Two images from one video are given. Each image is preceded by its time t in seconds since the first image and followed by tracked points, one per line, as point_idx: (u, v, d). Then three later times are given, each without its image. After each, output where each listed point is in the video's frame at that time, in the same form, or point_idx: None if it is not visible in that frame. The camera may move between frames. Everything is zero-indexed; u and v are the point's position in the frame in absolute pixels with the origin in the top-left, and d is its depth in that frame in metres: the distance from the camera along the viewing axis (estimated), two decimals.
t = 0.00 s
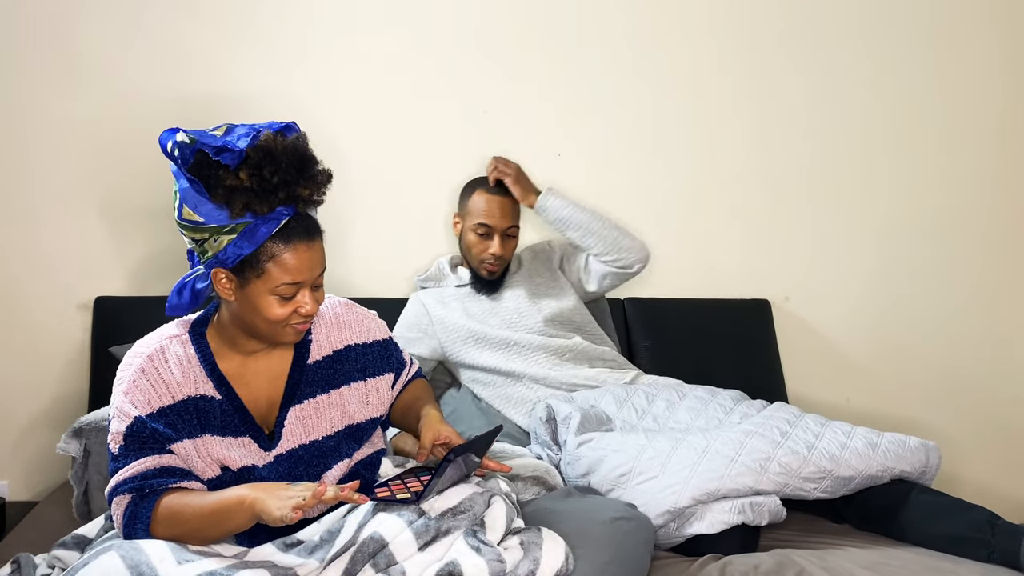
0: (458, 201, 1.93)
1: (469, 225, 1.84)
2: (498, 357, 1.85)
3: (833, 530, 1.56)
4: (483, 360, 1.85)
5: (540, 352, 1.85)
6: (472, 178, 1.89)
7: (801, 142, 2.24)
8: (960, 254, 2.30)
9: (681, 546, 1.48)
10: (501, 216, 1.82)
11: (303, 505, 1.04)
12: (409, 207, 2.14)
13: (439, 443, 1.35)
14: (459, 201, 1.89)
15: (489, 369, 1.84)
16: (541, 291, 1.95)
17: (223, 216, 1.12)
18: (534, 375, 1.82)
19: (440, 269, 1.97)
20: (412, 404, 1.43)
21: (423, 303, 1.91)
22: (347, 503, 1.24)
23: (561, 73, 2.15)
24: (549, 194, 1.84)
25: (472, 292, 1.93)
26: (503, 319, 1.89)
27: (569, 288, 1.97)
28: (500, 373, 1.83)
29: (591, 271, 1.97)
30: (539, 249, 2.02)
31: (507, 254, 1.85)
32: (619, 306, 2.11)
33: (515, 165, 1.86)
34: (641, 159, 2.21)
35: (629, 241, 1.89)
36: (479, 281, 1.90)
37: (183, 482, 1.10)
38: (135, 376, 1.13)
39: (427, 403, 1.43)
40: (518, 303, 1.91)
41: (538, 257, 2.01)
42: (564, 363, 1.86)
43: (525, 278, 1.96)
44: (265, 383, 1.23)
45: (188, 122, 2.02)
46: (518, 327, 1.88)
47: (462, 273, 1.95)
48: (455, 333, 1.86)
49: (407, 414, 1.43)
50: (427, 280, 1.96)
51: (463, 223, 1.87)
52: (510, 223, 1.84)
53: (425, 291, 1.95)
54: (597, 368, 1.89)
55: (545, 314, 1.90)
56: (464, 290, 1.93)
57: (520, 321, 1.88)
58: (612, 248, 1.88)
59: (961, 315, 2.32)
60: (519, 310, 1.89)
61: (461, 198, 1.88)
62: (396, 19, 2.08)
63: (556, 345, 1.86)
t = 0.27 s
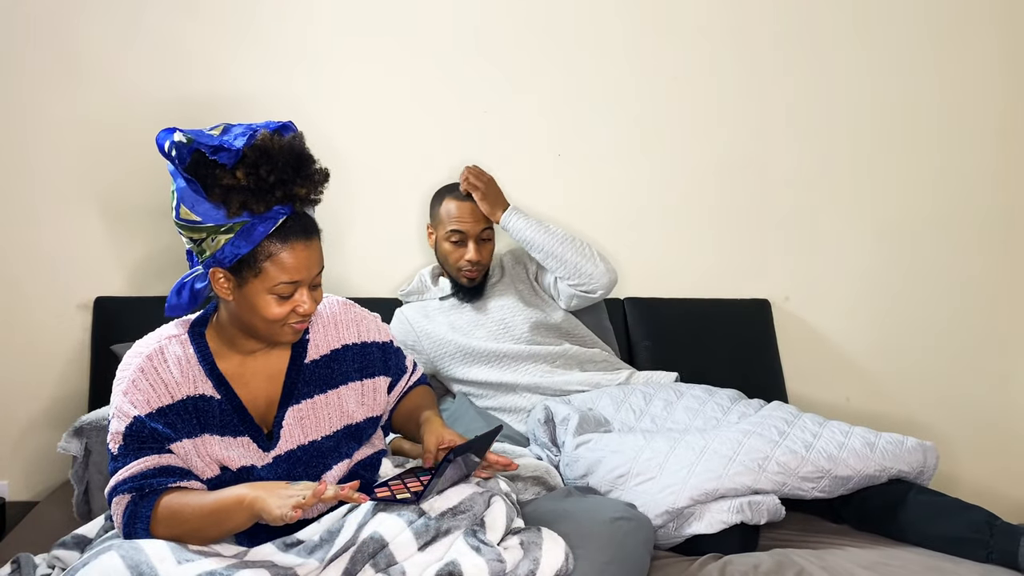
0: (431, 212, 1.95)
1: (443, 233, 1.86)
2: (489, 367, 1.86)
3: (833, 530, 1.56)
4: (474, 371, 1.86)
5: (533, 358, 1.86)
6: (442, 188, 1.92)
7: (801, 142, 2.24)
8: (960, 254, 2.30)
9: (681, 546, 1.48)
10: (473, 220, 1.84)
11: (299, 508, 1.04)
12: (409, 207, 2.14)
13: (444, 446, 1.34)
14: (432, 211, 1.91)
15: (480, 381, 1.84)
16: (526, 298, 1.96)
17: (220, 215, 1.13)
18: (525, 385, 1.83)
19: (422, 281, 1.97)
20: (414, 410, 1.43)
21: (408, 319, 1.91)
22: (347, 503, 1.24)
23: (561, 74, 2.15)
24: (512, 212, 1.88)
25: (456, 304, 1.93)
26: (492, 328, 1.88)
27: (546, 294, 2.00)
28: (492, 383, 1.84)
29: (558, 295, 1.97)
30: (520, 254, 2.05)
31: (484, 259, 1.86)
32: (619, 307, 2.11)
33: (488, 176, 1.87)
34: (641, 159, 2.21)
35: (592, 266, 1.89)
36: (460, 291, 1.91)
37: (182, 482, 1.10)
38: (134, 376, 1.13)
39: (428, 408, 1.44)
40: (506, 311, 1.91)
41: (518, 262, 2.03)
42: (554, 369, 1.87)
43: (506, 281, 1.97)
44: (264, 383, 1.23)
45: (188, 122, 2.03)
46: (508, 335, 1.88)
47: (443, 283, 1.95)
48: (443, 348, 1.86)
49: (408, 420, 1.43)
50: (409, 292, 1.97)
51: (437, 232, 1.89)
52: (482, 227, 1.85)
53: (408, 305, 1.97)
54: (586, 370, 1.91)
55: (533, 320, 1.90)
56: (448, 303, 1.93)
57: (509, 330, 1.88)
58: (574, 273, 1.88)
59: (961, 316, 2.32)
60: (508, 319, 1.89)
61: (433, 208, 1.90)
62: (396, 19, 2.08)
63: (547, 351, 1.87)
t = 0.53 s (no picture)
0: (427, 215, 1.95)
1: (437, 235, 1.86)
2: (487, 369, 1.86)
3: (833, 530, 1.56)
4: (473, 374, 1.86)
5: (532, 360, 1.86)
6: (438, 190, 1.92)
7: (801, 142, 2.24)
8: (960, 254, 2.30)
9: (682, 546, 1.48)
10: (466, 223, 1.83)
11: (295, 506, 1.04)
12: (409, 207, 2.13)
13: (441, 455, 1.31)
14: (427, 213, 1.91)
15: (479, 383, 1.84)
16: (523, 300, 1.96)
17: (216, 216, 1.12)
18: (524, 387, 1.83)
19: (419, 283, 1.97)
20: (413, 414, 1.42)
21: (406, 322, 1.92)
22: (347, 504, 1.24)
23: (561, 74, 2.15)
24: (511, 212, 1.90)
25: (451, 307, 1.92)
26: (490, 331, 1.88)
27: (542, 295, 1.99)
28: (491, 386, 1.84)
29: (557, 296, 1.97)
30: (517, 255, 2.04)
31: (477, 261, 1.85)
32: (620, 308, 2.11)
33: (487, 177, 1.88)
34: (641, 160, 2.21)
35: (590, 268, 1.90)
36: (455, 292, 1.90)
37: (182, 482, 1.10)
38: (132, 377, 1.13)
39: (426, 413, 1.42)
40: (504, 314, 1.91)
41: (515, 264, 2.02)
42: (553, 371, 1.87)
43: (501, 282, 1.97)
44: (262, 382, 1.23)
45: (188, 122, 2.02)
46: (507, 337, 1.88)
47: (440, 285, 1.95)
48: (441, 351, 1.86)
49: (408, 424, 1.42)
50: (406, 296, 1.97)
51: (432, 234, 1.89)
52: (474, 229, 1.84)
53: (406, 308, 1.97)
54: (586, 372, 1.91)
55: (532, 322, 1.90)
56: (444, 306, 1.93)
57: (507, 332, 1.89)
58: (571, 275, 1.90)
59: (961, 316, 2.32)
60: (506, 321, 1.89)
61: (428, 210, 1.90)
62: (395, 19, 2.08)
63: (546, 352, 1.87)
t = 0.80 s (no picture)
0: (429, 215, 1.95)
1: (439, 235, 1.86)
2: (488, 370, 1.86)
3: (833, 530, 1.56)
4: (474, 374, 1.86)
5: (532, 360, 1.86)
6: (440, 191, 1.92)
7: (801, 142, 2.24)
8: (960, 254, 2.30)
9: (682, 545, 1.48)
10: (468, 224, 1.83)
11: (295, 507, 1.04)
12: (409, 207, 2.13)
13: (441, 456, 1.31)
14: (429, 213, 1.91)
15: (479, 383, 1.84)
16: (524, 301, 1.96)
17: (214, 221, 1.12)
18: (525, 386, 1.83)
19: (420, 283, 1.97)
20: (413, 416, 1.42)
21: (406, 323, 1.91)
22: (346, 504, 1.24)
23: (560, 74, 2.15)
24: (515, 216, 1.89)
25: (451, 308, 1.92)
26: (490, 332, 1.88)
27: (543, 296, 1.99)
28: (491, 386, 1.84)
29: (556, 300, 1.97)
30: (518, 256, 2.05)
31: (479, 263, 1.85)
32: (620, 309, 2.12)
33: (494, 180, 1.89)
34: (640, 160, 2.21)
35: (590, 277, 1.89)
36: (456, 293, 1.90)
37: (181, 482, 1.10)
38: (131, 377, 1.13)
39: (426, 414, 1.42)
40: (504, 314, 1.91)
41: (517, 265, 2.03)
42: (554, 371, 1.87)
43: (502, 282, 1.97)
44: (262, 382, 1.23)
45: (188, 122, 2.02)
46: (508, 338, 1.88)
47: (441, 285, 1.95)
48: (442, 351, 1.86)
49: (408, 424, 1.41)
50: (406, 296, 1.97)
51: (434, 235, 1.88)
52: (477, 230, 1.85)
53: (406, 308, 1.97)
54: (586, 372, 1.91)
55: (532, 323, 1.91)
56: (445, 307, 1.93)
57: (508, 333, 1.89)
58: (572, 282, 1.89)
59: (961, 316, 2.32)
60: (507, 322, 1.89)
61: (430, 211, 1.90)
62: (395, 19, 2.08)
63: (547, 353, 1.87)
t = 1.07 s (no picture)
0: (429, 215, 1.95)
1: (439, 234, 1.86)
2: (488, 370, 1.86)
3: (833, 530, 1.56)
4: (474, 374, 1.86)
5: (532, 360, 1.86)
6: (439, 189, 1.92)
7: (801, 142, 2.24)
8: (959, 254, 2.30)
9: (681, 545, 1.48)
10: (469, 222, 1.84)
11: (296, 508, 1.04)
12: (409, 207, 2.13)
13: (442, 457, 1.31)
14: (429, 212, 1.91)
15: (479, 383, 1.84)
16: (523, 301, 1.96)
17: (217, 227, 1.11)
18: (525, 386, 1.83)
19: (420, 283, 1.98)
20: (413, 418, 1.42)
21: (407, 323, 1.92)
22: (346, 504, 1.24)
23: (560, 74, 2.15)
24: (506, 219, 1.87)
25: (452, 306, 1.92)
26: (490, 331, 1.89)
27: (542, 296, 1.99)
28: (491, 386, 1.84)
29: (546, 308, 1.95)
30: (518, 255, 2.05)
31: (479, 261, 1.86)
32: (620, 309, 2.12)
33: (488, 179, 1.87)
34: (641, 160, 2.21)
35: (577, 285, 1.87)
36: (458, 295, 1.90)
37: (182, 482, 1.10)
38: (132, 377, 1.13)
39: (428, 417, 1.42)
40: (504, 314, 1.91)
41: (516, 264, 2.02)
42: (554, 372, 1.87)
43: (502, 281, 1.97)
44: (263, 382, 1.23)
45: (188, 121, 2.02)
46: (508, 337, 1.88)
47: (441, 285, 1.95)
48: (442, 351, 1.86)
49: (408, 426, 1.42)
50: (406, 296, 1.97)
51: (434, 234, 1.89)
52: (478, 228, 1.85)
53: (406, 308, 1.97)
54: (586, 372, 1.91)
55: (532, 323, 1.91)
56: (445, 306, 1.93)
57: (508, 332, 1.89)
58: (558, 289, 1.88)
59: (961, 316, 2.32)
60: (507, 322, 1.90)
61: (430, 210, 1.90)
62: (395, 18, 2.08)
63: (546, 353, 1.87)
